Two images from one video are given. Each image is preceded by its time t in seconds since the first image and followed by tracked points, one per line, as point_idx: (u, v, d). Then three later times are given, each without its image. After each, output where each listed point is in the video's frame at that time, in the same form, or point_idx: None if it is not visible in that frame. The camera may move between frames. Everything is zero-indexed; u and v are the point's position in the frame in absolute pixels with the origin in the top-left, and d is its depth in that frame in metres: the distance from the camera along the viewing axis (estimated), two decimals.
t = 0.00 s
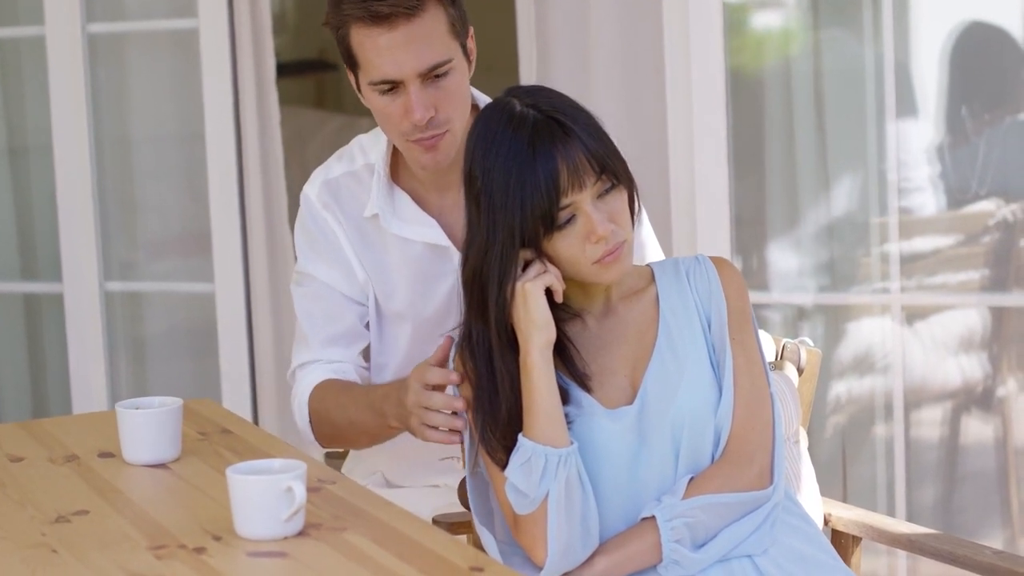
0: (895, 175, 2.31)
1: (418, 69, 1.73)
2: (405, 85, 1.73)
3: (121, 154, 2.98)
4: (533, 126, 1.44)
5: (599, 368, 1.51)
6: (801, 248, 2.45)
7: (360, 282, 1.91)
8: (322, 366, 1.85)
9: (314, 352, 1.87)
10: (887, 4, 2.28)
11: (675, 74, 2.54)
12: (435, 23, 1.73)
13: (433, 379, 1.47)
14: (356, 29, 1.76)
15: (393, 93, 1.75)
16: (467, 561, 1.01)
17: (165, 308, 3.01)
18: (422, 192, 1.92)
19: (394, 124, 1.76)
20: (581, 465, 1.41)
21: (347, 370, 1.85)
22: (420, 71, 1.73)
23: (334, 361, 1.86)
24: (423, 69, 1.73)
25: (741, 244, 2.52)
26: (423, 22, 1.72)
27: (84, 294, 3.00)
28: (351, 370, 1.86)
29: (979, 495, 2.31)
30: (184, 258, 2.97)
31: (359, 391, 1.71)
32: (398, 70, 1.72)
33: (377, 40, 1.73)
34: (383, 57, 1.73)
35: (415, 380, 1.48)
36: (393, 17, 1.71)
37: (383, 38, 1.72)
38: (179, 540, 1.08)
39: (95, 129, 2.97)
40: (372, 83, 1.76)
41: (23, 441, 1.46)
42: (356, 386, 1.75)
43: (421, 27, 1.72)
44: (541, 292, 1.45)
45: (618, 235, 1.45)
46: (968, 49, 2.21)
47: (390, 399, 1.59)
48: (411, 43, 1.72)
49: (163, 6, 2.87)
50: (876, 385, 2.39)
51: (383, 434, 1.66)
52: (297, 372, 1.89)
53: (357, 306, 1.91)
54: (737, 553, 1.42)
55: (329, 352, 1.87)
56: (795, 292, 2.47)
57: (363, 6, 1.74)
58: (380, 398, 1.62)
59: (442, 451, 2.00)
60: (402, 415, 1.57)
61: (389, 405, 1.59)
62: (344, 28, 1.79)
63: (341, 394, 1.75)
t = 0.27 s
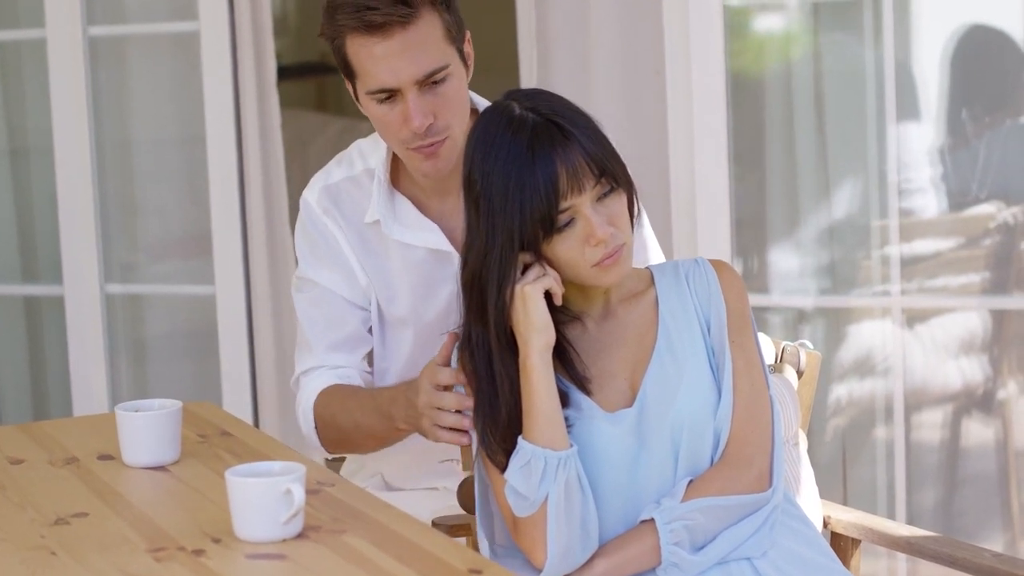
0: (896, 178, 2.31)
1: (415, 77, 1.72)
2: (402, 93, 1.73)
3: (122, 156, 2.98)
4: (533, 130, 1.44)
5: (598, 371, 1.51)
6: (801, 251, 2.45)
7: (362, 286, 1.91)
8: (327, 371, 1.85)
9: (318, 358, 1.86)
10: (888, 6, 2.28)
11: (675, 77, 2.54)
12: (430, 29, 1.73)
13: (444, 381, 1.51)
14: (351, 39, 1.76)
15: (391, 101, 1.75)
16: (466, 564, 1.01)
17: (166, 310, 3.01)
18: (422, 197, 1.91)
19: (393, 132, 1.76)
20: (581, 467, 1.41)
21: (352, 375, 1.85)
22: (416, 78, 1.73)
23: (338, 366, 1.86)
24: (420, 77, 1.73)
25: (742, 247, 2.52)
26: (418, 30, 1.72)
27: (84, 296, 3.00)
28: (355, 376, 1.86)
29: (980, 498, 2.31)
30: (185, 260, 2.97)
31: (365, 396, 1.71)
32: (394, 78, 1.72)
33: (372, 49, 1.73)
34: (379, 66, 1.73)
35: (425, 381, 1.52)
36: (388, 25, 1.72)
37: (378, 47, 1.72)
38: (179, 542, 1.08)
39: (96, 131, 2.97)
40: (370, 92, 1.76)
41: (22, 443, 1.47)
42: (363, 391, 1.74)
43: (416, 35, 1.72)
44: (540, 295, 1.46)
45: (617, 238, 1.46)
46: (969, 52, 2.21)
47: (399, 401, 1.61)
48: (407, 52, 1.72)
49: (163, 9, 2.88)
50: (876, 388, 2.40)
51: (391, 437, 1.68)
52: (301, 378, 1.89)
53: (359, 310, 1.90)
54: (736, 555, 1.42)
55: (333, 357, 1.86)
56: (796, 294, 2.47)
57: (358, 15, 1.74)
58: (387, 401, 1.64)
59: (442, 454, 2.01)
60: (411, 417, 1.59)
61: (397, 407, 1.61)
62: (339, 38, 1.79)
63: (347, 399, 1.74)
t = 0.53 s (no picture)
0: (897, 175, 2.31)
1: (412, 78, 1.72)
2: (400, 95, 1.73)
3: (123, 155, 2.98)
4: (532, 128, 1.44)
5: (598, 368, 1.51)
6: (801, 249, 2.45)
7: (362, 286, 1.90)
8: (329, 371, 1.85)
9: (320, 358, 1.86)
10: (888, 3, 2.28)
11: (675, 74, 2.54)
12: (426, 30, 1.73)
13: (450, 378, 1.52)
14: (346, 43, 1.76)
15: (389, 104, 1.75)
16: (465, 561, 1.01)
17: (167, 308, 3.01)
18: (421, 197, 1.91)
19: (392, 134, 1.76)
20: (581, 465, 1.41)
21: (354, 374, 1.84)
22: (414, 80, 1.72)
23: (340, 366, 1.85)
24: (417, 78, 1.73)
25: (742, 243, 2.52)
26: (413, 32, 1.72)
27: (85, 295, 3.00)
28: (357, 375, 1.85)
29: (981, 495, 2.31)
30: (186, 259, 2.98)
31: (367, 395, 1.71)
32: (391, 80, 1.72)
33: (368, 52, 1.73)
34: (376, 69, 1.73)
35: (428, 380, 1.53)
36: (383, 28, 1.71)
37: (374, 49, 1.72)
38: (178, 540, 1.08)
39: (97, 130, 2.97)
40: (367, 95, 1.75)
41: (23, 441, 1.47)
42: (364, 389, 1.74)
43: (411, 37, 1.72)
44: (541, 293, 1.45)
45: (617, 235, 1.46)
46: (969, 49, 2.20)
47: (401, 398, 1.60)
48: (403, 54, 1.72)
49: (163, 7, 2.88)
50: (877, 385, 2.39)
51: (392, 436, 1.67)
52: (303, 379, 1.89)
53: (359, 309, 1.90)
54: (737, 552, 1.42)
55: (334, 357, 1.86)
56: (797, 292, 2.47)
57: (353, 18, 1.74)
58: (387, 400, 1.64)
59: (443, 451, 2.01)
60: (413, 416, 1.59)
61: (397, 406, 1.61)
62: (334, 42, 1.79)
63: (349, 399, 1.74)
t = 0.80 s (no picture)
0: (898, 174, 2.31)
1: (411, 81, 1.72)
2: (399, 98, 1.73)
3: (125, 155, 2.98)
4: (533, 127, 1.44)
5: (599, 368, 1.51)
6: (803, 248, 2.45)
7: (363, 287, 1.91)
8: (330, 373, 1.83)
9: (322, 358, 1.85)
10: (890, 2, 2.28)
11: (675, 73, 2.54)
12: (423, 33, 1.73)
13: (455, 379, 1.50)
14: (344, 47, 1.76)
15: (388, 107, 1.75)
16: (466, 560, 1.01)
17: (169, 307, 3.01)
18: (423, 199, 1.91)
19: (392, 137, 1.76)
20: (582, 464, 1.41)
21: (356, 376, 1.83)
22: (412, 83, 1.72)
23: (341, 368, 1.84)
24: (416, 81, 1.72)
25: (743, 242, 2.52)
26: (411, 35, 1.72)
27: (87, 296, 3.00)
28: (358, 376, 1.84)
29: (983, 493, 2.31)
30: (188, 258, 2.98)
31: (368, 397, 1.69)
32: (390, 84, 1.72)
33: (366, 55, 1.72)
34: (374, 73, 1.72)
35: (432, 383, 1.50)
36: (380, 31, 1.71)
37: (372, 53, 1.72)
38: (179, 539, 1.08)
39: (98, 130, 2.97)
40: (366, 99, 1.75)
41: (24, 441, 1.47)
42: (365, 391, 1.73)
43: (409, 40, 1.72)
44: (542, 292, 1.45)
45: (618, 234, 1.46)
46: (971, 48, 2.21)
47: (401, 401, 1.57)
48: (401, 57, 1.72)
49: (165, 7, 2.88)
50: (879, 383, 2.39)
51: (394, 438, 1.66)
52: (304, 381, 1.87)
53: (359, 310, 1.90)
54: (738, 551, 1.42)
55: (336, 358, 1.85)
56: (799, 290, 2.46)
57: (350, 22, 1.74)
58: (387, 402, 1.61)
59: (444, 451, 2.01)
60: (415, 418, 1.56)
61: (398, 408, 1.58)
62: (332, 47, 1.79)
63: (350, 400, 1.73)
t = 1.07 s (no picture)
0: (900, 172, 2.31)
1: (409, 83, 1.72)
2: (397, 101, 1.72)
3: (127, 153, 2.99)
4: (535, 124, 1.44)
5: (600, 366, 1.51)
6: (804, 246, 2.45)
7: (363, 288, 1.90)
8: (331, 374, 1.84)
9: (321, 360, 1.85)
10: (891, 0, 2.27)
11: (676, 72, 2.54)
12: (421, 35, 1.73)
13: (459, 380, 1.49)
14: (342, 51, 1.76)
15: (387, 110, 1.74)
16: (466, 558, 1.01)
17: (171, 305, 3.02)
18: (423, 200, 1.90)
19: (391, 140, 1.75)
20: (583, 462, 1.41)
21: (356, 377, 1.84)
22: (411, 85, 1.72)
23: (342, 368, 1.85)
24: (414, 83, 1.72)
25: (744, 240, 2.52)
26: (408, 37, 1.72)
27: (88, 294, 3.00)
28: (359, 377, 1.85)
29: (984, 491, 2.31)
30: (190, 256, 2.98)
31: (367, 399, 1.69)
32: (388, 86, 1.72)
33: (364, 59, 1.72)
34: (372, 75, 1.72)
35: (435, 385, 1.48)
36: (378, 34, 1.71)
37: (370, 56, 1.72)
38: (179, 537, 1.08)
39: (100, 128, 2.97)
40: (364, 102, 1.74)
41: (24, 438, 1.47)
42: (364, 392, 1.72)
43: (406, 42, 1.72)
44: (543, 290, 1.45)
45: (619, 232, 1.46)
46: (972, 46, 2.20)
47: (401, 404, 1.57)
48: (399, 59, 1.72)
49: (167, 5, 2.88)
50: (880, 382, 2.39)
51: (395, 441, 1.65)
52: (304, 382, 1.88)
53: (359, 310, 1.89)
54: (738, 549, 1.43)
55: (336, 359, 1.85)
56: (801, 289, 2.46)
57: (348, 25, 1.74)
58: (386, 406, 1.61)
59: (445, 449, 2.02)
60: (416, 423, 1.55)
61: (397, 411, 1.58)
62: (330, 50, 1.79)
63: (350, 402, 1.72)
